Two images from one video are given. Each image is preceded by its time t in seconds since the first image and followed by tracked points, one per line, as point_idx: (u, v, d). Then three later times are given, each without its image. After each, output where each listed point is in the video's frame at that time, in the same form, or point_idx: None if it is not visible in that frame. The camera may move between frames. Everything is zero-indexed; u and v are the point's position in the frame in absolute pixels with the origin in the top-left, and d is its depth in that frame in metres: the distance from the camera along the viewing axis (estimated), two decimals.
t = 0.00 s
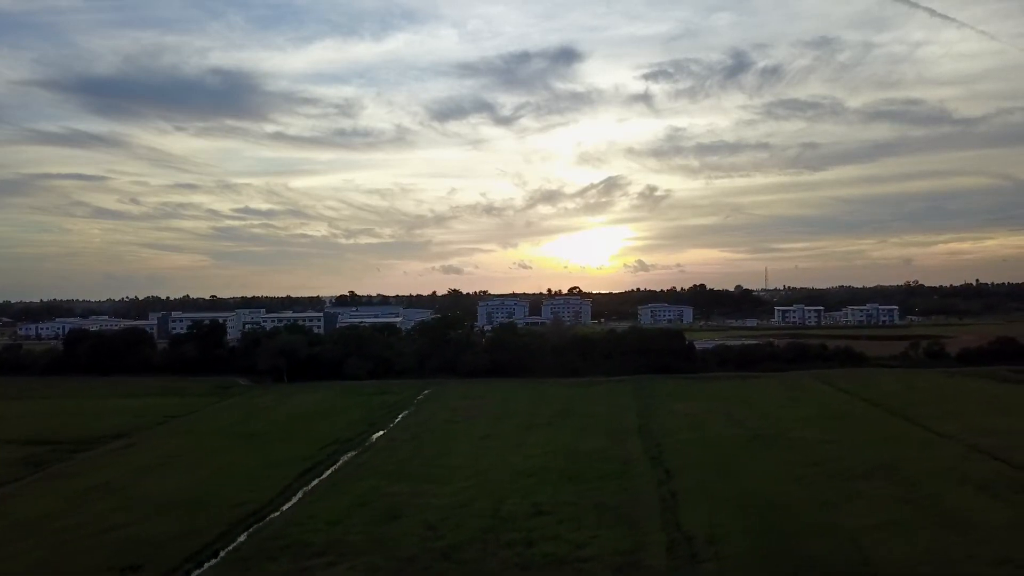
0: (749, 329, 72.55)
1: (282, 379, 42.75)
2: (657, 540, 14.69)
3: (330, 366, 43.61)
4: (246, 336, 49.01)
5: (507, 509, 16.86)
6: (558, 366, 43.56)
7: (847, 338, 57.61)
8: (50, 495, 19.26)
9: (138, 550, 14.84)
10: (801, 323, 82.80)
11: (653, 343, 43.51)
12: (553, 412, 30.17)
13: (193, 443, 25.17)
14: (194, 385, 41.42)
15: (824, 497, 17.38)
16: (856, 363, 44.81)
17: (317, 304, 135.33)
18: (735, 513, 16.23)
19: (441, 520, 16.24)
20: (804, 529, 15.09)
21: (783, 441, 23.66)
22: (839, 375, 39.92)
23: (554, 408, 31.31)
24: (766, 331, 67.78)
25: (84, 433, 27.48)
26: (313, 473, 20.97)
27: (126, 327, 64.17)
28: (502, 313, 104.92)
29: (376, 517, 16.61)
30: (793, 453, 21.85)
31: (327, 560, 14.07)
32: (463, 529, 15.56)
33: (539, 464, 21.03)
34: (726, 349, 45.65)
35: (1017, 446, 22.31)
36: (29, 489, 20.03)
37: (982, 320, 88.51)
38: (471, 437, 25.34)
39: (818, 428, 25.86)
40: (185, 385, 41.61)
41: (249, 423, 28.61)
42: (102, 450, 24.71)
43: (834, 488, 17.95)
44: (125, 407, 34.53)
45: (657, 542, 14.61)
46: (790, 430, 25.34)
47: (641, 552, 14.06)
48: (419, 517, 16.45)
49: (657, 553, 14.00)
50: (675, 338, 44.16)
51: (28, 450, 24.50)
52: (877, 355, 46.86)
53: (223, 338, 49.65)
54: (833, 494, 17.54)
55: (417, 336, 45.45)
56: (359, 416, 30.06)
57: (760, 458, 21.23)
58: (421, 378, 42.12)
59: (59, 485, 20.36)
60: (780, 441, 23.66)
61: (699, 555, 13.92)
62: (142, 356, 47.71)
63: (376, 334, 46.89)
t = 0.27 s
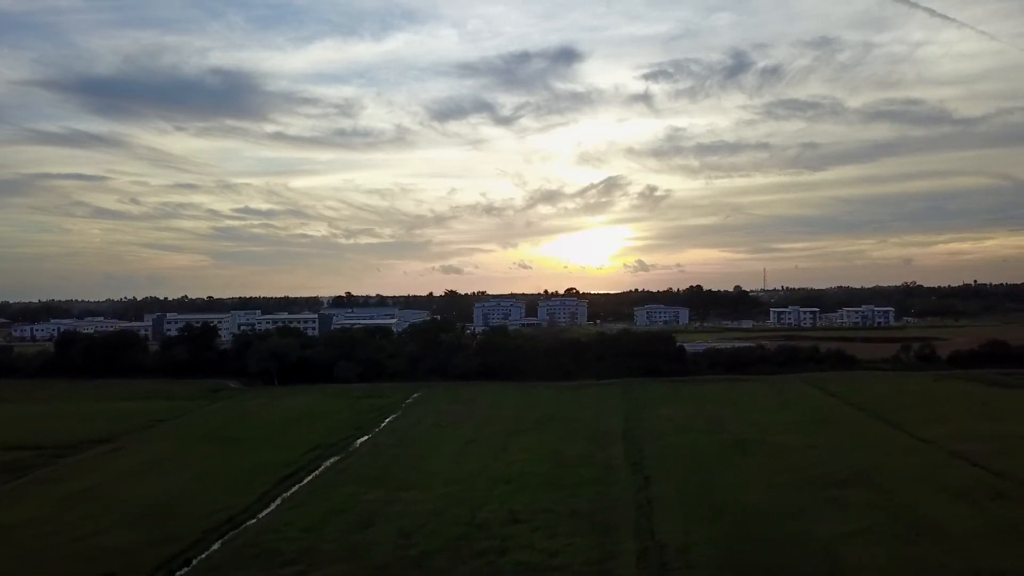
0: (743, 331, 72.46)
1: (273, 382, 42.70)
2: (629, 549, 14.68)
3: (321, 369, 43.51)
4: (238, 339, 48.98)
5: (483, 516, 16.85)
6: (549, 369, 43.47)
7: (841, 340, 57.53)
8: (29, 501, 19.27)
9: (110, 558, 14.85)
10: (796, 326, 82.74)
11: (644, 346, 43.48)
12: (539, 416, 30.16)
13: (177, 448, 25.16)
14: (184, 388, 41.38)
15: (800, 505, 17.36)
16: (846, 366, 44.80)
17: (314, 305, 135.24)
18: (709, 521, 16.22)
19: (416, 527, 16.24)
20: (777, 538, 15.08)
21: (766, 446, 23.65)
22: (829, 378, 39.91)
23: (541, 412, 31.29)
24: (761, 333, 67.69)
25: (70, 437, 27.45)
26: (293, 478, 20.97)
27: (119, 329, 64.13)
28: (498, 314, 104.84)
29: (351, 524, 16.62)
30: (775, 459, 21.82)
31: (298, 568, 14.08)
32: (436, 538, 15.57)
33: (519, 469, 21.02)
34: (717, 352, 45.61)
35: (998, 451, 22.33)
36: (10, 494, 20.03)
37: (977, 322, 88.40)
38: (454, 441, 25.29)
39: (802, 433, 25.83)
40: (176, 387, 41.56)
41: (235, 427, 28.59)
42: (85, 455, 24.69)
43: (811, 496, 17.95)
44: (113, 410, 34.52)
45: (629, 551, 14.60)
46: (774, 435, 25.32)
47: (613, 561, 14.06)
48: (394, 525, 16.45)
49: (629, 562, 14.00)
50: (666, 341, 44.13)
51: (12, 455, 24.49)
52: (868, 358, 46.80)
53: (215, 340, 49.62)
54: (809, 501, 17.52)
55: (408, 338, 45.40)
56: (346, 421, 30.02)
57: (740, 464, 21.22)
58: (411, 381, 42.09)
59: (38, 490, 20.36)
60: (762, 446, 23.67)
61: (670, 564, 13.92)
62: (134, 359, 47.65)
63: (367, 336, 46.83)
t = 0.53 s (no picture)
0: (737, 333, 72.34)
1: (261, 386, 42.66)
2: (596, 559, 14.69)
3: (310, 372, 43.48)
4: (228, 342, 48.91)
5: (454, 525, 16.87)
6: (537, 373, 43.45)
7: (833, 343, 57.47)
8: (4, 508, 19.28)
9: (79, 567, 14.87)
10: (790, 328, 82.61)
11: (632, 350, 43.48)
12: (523, 421, 30.15)
13: (158, 454, 25.20)
14: (172, 391, 41.34)
15: (772, 513, 17.38)
16: (836, 369, 44.83)
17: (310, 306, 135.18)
18: (679, 531, 16.24)
19: (386, 536, 16.26)
20: (745, 547, 15.10)
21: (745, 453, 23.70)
22: (817, 382, 39.94)
23: (526, 417, 31.28)
24: (754, 336, 67.56)
25: (52, 443, 27.45)
26: (270, 485, 21.00)
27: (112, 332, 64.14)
28: (493, 315, 104.69)
29: (322, 533, 16.65)
30: (753, 466, 21.83)
31: None
32: (405, 547, 15.60)
33: (497, 477, 21.04)
34: (706, 356, 45.60)
35: (975, 459, 22.39)
36: None
37: (972, 324, 88.21)
38: (435, 447, 25.29)
39: (784, 440, 25.84)
40: (164, 391, 41.52)
41: (218, 433, 28.59)
42: (66, 461, 24.69)
43: (783, 504, 17.99)
44: (100, 414, 34.54)
45: (596, 561, 14.62)
46: (755, 442, 25.32)
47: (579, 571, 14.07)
48: (364, 533, 16.48)
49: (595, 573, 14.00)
50: (654, 345, 44.12)
51: None
52: (858, 362, 46.78)
53: (206, 343, 49.61)
54: (782, 510, 17.54)
55: (397, 341, 45.38)
56: (329, 426, 30.01)
57: (717, 472, 21.25)
58: (400, 384, 42.09)
59: (15, 497, 20.38)
60: (741, 453, 23.71)
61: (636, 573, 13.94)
62: (124, 362, 47.59)
63: (357, 339, 46.77)
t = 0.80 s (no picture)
0: (730, 337, 72.29)
1: (251, 389, 42.61)
2: (569, 567, 14.69)
3: (300, 375, 43.43)
4: (219, 345, 48.84)
5: (431, 532, 16.86)
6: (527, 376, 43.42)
7: (825, 345, 57.43)
8: None
9: None
10: (785, 329, 82.51)
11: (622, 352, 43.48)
12: (509, 425, 30.12)
13: (141, 459, 25.17)
14: (162, 395, 41.29)
15: (749, 520, 17.36)
16: (826, 372, 44.84)
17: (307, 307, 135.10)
18: (655, 539, 16.23)
19: (362, 544, 16.24)
20: (719, 555, 15.09)
21: (727, 458, 23.69)
22: (806, 385, 39.96)
23: (512, 421, 31.26)
24: (747, 339, 67.50)
25: (37, 448, 27.42)
26: (250, 491, 20.94)
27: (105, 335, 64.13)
28: (489, 317, 104.58)
29: (298, 540, 16.64)
30: (735, 472, 21.81)
31: None
32: (380, 554, 15.57)
33: (478, 483, 21.01)
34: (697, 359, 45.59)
35: (956, 464, 22.39)
36: None
37: (968, 325, 88.19)
38: (418, 452, 25.27)
39: (768, 444, 25.81)
40: (154, 394, 41.47)
41: (204, 438, 28.56)
42: (49, 467, 24.67)
43: (762, 511, 17.96)
44: (88, 418, 34.51)
45: (570, 569, 14.61)
46: (739, 447, 25.30)
47: None
48: (340, 541, 16.45)
49: None
50: (645, 347, 44.11)
51: None
52: (849, 364, 46.76)
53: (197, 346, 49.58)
54: (760, 517, 17.53)
55: (388, 344, 45.34)
56: (315, 430, 29.98)
57: (697, 477, 21.25)
58: (390, 387, 42.07)
59: None
60: (723, 457, 23.70)
61: None
62: (115, 365, 47.51)
63: (347, 342, 46.71)
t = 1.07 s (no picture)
0: (724, 340, 72.24)
1: (241, 392, 42.61)
2: None
3: (290, 379, 43.42)
4: (210, 348, 48.82)
5: (404, 540, 16.90)
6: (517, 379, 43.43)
7: (818, 348, 57.39)
8: None
9: None
10: (780, 331, 82.38)
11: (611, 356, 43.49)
12: (494, 431, 30.14)
13: (123, 466, 25.19)
14: (151, 398, 41.29)
15: (723, 528, 17.38)
16: (816, 376, 44.83)
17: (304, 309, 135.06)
18: (627, 547, 16.26)
19: (335, 552, 16.27)
20: (689, 564, 15.12)
21: (708, 465, 23.75)
22: (795, 389, 40.00)
23: (497, 426, 31.28)
24: (741, 343, 67.41)
25: (21, 453, 27.46)
26: (229, 498, 20.99)
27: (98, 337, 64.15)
28: (485, 318, 104.43)
29: (271, 548, 16.68)
30: (714, 479, 21.83)
31: None
32: (351, 562, 15.62)
33: (456, 490, 21.05)
34: (687, 362, 45.60)
35: (936, 470, 22.46)
36: None
37: (964, 327, 88.06)
38: (400, 459, 25.30)
39: (750, 451, 25.83)
40: (143, 398, 41.47)
41: (187, 445, 28.57)
42: (31, 473, 24.70)
43: (736, 519, 18.01)
44: (75, 423, 34.55)
45: None
46: (721, 453, 25.32)
47: None
48: (313, 549, 16.50)
49: None
50: (634, 351, 44.13)
51: None
52: (839, 368, 46.75)
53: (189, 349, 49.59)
54: (733, 525, 17.55)
55: (378, 347, 45.36)
56: (300, 436, 30.01)
57: (676, 484, 21.30)
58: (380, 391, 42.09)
59: None
60: (704, 464, 23.76)
61: None
62: (105, 368, 47.50)
63: (337, 345, 46.71)
